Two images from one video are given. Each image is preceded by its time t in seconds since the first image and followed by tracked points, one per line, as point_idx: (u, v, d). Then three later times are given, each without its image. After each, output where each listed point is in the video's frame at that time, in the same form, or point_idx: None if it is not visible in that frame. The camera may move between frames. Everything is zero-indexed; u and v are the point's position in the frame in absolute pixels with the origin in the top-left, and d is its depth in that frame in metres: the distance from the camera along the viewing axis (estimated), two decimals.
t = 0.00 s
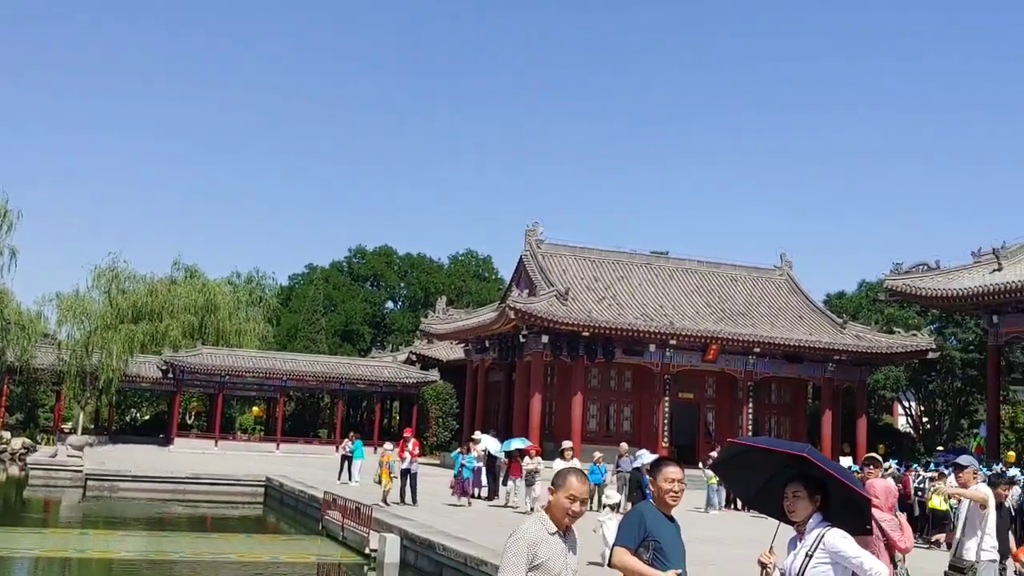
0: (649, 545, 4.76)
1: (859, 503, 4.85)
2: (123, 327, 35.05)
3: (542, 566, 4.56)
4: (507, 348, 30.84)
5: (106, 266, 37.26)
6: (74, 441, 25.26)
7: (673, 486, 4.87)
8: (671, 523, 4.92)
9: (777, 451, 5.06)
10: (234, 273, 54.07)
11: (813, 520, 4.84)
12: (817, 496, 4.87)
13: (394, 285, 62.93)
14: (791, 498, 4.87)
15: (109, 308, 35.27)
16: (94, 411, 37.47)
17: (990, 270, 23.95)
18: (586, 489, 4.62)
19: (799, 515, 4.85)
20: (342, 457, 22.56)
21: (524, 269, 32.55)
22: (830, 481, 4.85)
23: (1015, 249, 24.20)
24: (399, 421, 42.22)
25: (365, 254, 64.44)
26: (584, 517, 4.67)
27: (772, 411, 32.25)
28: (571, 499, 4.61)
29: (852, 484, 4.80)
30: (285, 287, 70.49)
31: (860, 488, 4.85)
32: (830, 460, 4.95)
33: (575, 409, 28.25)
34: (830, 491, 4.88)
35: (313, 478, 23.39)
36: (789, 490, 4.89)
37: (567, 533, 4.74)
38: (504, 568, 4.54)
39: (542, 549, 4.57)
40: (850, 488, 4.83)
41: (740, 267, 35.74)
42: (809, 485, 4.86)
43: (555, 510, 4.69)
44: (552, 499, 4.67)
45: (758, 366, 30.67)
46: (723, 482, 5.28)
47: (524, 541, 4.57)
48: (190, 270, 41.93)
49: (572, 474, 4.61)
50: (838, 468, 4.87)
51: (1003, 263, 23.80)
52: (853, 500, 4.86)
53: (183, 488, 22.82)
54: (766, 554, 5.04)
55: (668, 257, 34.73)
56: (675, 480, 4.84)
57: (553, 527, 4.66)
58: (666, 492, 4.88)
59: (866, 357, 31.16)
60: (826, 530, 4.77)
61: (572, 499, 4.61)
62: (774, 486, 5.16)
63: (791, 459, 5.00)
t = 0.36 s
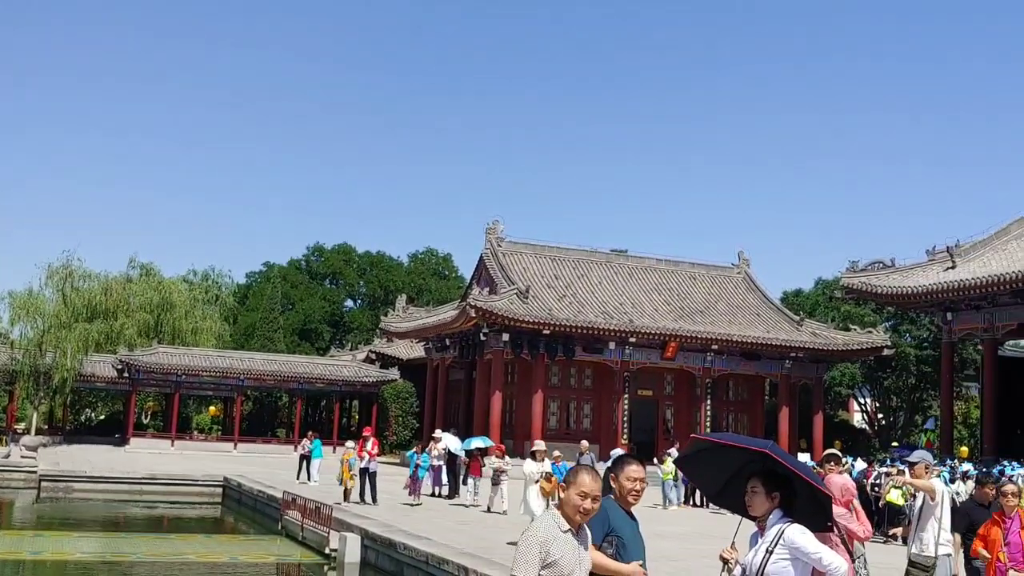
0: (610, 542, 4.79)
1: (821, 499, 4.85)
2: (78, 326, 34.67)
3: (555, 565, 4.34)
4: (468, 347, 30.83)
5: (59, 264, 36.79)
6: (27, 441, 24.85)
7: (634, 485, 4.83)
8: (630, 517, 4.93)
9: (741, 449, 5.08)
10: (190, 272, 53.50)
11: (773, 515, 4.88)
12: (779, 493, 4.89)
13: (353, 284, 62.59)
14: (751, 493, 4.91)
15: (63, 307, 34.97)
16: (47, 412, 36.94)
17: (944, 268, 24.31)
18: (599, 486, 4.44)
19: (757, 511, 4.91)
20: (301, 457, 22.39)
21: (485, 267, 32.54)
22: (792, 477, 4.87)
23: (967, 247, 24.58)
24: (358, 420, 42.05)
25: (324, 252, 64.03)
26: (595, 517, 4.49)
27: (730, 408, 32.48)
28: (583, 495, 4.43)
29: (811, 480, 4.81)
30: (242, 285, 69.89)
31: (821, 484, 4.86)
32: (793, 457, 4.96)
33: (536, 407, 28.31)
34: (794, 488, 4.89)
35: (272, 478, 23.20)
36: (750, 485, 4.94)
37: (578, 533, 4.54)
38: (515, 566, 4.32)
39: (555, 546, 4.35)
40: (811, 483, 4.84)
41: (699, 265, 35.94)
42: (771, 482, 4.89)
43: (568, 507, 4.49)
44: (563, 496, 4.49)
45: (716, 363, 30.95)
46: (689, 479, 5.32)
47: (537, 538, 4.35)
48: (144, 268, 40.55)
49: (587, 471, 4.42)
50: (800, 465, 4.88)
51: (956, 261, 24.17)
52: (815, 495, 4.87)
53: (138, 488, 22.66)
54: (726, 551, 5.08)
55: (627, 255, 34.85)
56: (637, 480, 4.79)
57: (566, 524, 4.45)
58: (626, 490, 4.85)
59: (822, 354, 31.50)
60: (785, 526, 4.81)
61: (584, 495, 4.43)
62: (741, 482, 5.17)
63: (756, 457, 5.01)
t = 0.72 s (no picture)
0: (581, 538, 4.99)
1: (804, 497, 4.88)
2: (57, 323, 34.48)
3: (578, 568, 4.18)
4: (450, 345, 30.86)
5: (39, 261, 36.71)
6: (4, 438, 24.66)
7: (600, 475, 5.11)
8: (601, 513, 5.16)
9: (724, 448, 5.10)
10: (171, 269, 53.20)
11: (757, 513, 4.91)
12: (762, 493, 4.90)
13: (335, 282, 62.43)
14: (735, 492, 4.92)
15: (42, 304, 34.84)
16: (25, 409, 36.71)
17: (923, 267, 24.49)
18: (628, 490, 4.26)
19: (742, 509, 4.92)
20: (282, 455, 22.31)
21: (468, 265, 32.55)
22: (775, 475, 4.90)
23: (947, 247, 24.76)
24: (339, 417, 41.98)
25: (306, 250, 63.84)
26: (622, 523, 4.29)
27: (711, 406, 32.57)
28: (610, 500, 4.24)
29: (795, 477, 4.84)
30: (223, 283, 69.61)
31: (804, 481, 4.89)
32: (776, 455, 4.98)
33: (518, 405, 28.34)
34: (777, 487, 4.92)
35: (253, 476, 23.12)
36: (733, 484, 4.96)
37: (604, 537, 4.34)
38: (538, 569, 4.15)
39: (579, 550, 4.18)
40: (795, 482, 4.87)
41: (680, 264, 36.05)
42: (754, 481, 4.91)
43: (594, 510, 4.30)
44: (589, 498, 4.30)
45: (697, 361, 31.07)
46: (671, 478, 5.32)
47: (560, 541, 4.19)
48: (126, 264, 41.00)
49: (614, 474, 4.24)
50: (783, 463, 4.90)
51: (935, 260, 24.35)
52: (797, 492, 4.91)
53: (117, 486, 22.58)
54: (710, 548, 5.16)
55: (609, 254, 34.92)
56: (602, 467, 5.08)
57: (590, 528, 4.26)
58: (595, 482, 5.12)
59: (803, 353, 31.68)
60: (769, 524, 4.85)
61: (610, 499, 4.23)
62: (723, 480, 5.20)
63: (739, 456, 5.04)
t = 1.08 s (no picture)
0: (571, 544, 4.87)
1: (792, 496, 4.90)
2: (42, 321, 34.32)
3: None
4: (436, 343, 30.82)
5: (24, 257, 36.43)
6: None
7: (588, 476, 5.10)
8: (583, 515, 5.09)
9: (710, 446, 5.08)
10: (157, 266, 52.92)
11: (745, 512, 4.93)
12: (750, 491, 4.95)
13: (321, 279, 62.32)
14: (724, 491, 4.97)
15: (26, 300, 34.59)
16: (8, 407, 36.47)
17: (909, 267, 24.60)
18: (649, 495, 4.26)
19: (730, 508, 4.96)
20: (268, 453, 22.25)
21: (455, 263, 32.53)
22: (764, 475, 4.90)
23: (932, 246, 24.88)
24: (325, 415, 41.92)
25: (292, 247, 63.67)
26: (645, 526, 4.27)
27: (697, 405, 32.64)
28: (631, 506, 4.23)
29: (783, 477, 4.85)
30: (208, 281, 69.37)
31: (791, 480, 4.90)
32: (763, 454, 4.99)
33: (505, 403, 28.33)
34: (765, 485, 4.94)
35: (239, 474, 23.06)
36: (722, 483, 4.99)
37: (629, 544, 4.34)
38: None
39: (603, 559, 4.17)
40: (783, 482, 4.88)
41: (667, 263, 36.09)
42: (743, 479, 4.95)
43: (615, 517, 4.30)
44: (609, 505, 4.28)
45: (683, 360, 31.13)
46: (653, 476, 5.31)
47: (584, 551, 4.19)
48: (111, 261, 40.63)
49: (635, 480, 4.24)
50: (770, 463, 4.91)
51: (921, 260, 24.46)
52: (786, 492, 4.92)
53: (102, 484, 22.47)
54: (701, 549, 5.18)
55: (597, 253, 34.94)
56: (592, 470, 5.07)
57: (614, 535, 4.25)
58: (581, 483, 5.09)
59: (789, 352, 31.77)
60: (758, 523, 4.86)
61: (631, 504, 4.22)
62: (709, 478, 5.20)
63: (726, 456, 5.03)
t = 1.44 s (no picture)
0: (536, 541, 4.91)
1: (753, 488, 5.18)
2: (7, 315, 35.52)
3: (607, 573, 4.24)
4: (406, 339, 30.77)
5: None
6: None
7: (553, 471, 5.13)
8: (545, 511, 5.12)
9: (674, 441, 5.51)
10: (123, 260, 52.37)
11: (712, 506, 4.99)
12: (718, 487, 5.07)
13: (290, 274, 61.97)
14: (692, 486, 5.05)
15: None
16: None
17: (874, 263, 24.91)
18: (650, 490, 4.30)
19: (698, 502, 5.01)
20: (237, 449, 22.12)
21: (425, 258, 32.48)
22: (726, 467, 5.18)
23: (897, 242, 25.17)
24: (294, 411, 41.73)
25: (261, 242, 63.22)
26: (646, 518, 4.33)
27: (666, 399, 32.84)
28: (633, 500, 4.27)
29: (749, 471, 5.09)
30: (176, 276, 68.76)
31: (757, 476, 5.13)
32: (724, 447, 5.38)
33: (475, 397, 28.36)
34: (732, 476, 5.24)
35: (207, 470, 22.91)
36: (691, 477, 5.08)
37: (629, 539, 4.40)
38: None
39: (604, 554, 4.24)
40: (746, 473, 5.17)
41: (636, 258, 36.24)
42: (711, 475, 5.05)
43: (617, 513, 4.35)
44: (612, 500, 4.34)
45: (652, 355, 31.30)
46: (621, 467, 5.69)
47: (586, 547, 4.24)
48: (78, 255, 40.23)
49: (637, 474, 4.29)
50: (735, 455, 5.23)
51: (886, 255, 24.76)
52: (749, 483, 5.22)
53: (68, 480, 22.26)
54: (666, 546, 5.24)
55: (567, 248, 35.02)
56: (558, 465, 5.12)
57: (614, 530, 4.32)
58: (546, 478, 5.11)
59: (756, 346, 32.01)
60: (724, 517, 4.92)
61: (633, 499, 4.27)
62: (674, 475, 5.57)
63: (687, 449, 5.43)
